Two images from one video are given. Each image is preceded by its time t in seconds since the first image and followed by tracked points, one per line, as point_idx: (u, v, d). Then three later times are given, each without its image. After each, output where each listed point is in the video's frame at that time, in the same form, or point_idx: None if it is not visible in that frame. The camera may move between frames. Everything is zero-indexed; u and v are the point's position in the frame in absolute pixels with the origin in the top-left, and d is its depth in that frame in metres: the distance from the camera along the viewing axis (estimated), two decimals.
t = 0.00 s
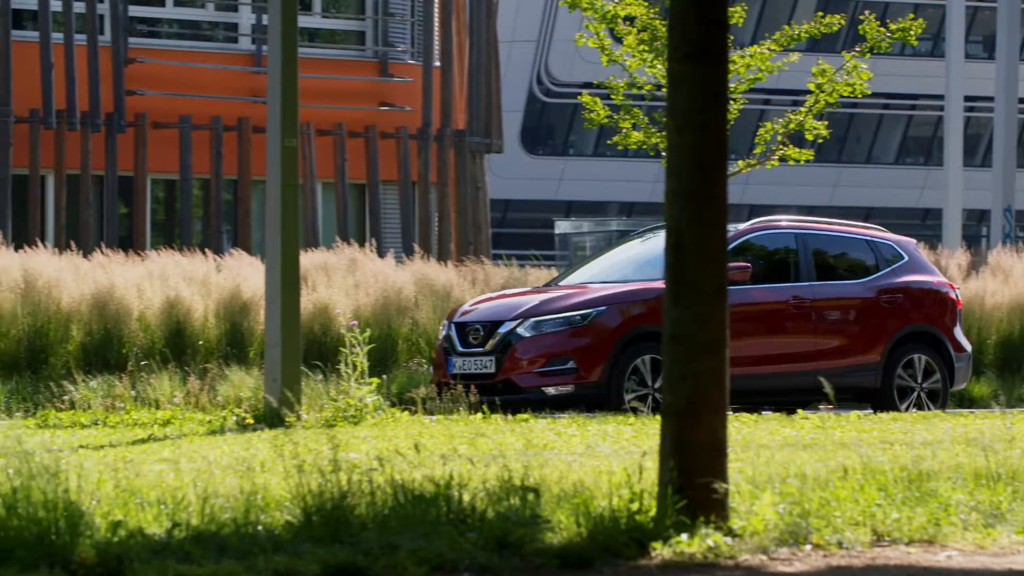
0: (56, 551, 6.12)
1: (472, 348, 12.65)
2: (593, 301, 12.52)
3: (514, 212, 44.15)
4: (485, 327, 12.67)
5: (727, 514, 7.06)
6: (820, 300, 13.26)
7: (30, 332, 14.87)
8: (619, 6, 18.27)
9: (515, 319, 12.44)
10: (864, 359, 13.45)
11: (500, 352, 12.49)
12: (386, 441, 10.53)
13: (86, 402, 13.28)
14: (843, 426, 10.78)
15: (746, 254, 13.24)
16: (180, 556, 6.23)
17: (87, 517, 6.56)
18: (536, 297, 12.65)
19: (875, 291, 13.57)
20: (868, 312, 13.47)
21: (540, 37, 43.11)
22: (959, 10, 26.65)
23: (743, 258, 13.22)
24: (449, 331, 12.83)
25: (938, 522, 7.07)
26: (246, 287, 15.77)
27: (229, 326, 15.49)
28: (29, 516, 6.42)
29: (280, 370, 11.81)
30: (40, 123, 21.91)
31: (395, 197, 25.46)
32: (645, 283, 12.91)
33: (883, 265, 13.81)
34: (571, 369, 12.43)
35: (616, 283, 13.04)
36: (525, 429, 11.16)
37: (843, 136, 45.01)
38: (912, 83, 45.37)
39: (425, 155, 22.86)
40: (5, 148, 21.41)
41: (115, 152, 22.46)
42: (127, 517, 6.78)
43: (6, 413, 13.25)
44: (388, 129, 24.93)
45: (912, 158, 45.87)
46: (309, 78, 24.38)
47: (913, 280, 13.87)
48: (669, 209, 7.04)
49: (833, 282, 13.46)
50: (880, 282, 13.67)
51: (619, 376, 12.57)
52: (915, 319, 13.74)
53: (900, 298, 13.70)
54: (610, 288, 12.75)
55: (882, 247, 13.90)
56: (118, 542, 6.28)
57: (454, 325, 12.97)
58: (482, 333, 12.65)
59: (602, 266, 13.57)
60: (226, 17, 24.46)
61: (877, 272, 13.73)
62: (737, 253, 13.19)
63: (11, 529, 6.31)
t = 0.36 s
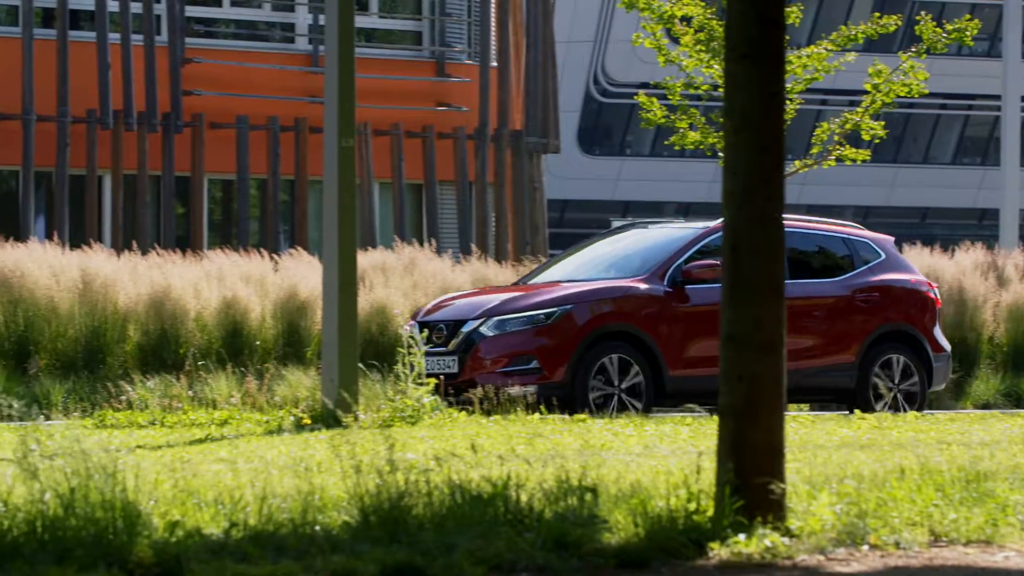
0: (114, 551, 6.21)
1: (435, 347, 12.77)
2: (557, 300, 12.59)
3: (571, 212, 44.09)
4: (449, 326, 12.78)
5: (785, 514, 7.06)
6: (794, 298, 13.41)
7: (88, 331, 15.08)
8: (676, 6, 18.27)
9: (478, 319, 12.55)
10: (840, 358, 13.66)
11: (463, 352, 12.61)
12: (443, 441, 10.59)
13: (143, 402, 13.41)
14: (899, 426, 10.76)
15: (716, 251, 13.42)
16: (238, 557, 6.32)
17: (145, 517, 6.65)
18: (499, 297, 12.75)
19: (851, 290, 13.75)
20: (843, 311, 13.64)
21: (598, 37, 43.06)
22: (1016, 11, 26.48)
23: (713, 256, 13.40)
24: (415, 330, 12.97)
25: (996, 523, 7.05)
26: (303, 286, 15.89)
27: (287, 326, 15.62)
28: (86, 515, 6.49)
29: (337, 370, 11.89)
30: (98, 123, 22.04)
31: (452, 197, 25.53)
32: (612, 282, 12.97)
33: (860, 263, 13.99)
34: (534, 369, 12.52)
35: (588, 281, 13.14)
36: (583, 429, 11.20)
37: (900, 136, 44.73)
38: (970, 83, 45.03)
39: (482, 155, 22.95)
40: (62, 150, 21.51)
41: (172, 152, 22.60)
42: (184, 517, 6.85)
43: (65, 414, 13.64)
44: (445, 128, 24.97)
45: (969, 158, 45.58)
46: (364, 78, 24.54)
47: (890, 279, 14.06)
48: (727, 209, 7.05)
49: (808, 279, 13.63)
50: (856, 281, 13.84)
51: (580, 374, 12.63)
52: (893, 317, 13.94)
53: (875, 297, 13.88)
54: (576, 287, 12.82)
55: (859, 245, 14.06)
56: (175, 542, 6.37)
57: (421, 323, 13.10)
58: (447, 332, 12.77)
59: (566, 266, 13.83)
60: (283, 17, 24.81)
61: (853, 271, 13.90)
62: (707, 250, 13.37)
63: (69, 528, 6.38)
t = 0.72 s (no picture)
0: (177, 551, 6.30)
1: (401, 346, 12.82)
2: (524, 298, 12.64)
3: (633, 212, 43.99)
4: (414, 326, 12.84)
5: (848, 514, 7.09)
6: (767, 297, 13.54)
7: (150, 331, 15.22)
8: (738, 6, 18.25)
9: (444, 317, 12.61)
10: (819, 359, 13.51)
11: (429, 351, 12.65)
12: (507, 441, 10.67)
13: (206, 402, 13.48)
14: (962, 426, 10.71)
15: (687, 250, 13.52)
16: (302, 556, 6.41)
17: (209, 516, 6.75)
18: (464, 296, 12.82)
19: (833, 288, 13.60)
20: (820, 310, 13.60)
21: (660, 37, 42.91)
22: None
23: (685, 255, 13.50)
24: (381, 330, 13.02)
25: None
26: (367, 286, 16.13)
27: (350, 325, 15.80)
28: (150, 515, 6.60)
29: (400, 369, 11.89)
30: (161, 123, 22.25)
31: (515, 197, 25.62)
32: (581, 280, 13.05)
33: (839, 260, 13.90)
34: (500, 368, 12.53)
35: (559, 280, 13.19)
36: (645, 429, 11.25)
37: (963, 136, 44.37)
38: None
39: (544, 156, 23.01)
40: (125, 150, 21.71)
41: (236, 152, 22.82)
42: (248, 517, 6.95)
43: (128, 413, 13.78)
44: (507, 128, 25.09)
45: None
46: (427, 78, 24.65)
47: (872, 277, 13.94)
48: (790, 208, 7.08)
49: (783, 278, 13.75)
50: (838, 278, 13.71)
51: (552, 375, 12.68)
52: (876, 317, 13.84)
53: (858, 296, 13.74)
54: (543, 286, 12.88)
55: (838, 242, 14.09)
56: (238, 542, 6.46)
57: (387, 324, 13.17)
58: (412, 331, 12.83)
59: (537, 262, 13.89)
60: (345, 17, 25.06)
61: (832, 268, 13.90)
62: (679, 247, 13.47)
63: (132, 528, 6.48)
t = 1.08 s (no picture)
0: (245, 551, 6.43)
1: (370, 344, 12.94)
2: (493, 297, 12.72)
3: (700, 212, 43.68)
4: (382, 325, 12.95)
5: (917, 513, 7.10)
6: (746, 296, 13.48)
7: (218, 331, 15.46)
8: (806, 6, 18.19)
9: (412, 316, 12.71)
10: (798, 358, 13.66)
11: (397, 349, 12.77)
12: (574, 441, 10.75)
13: (274, 402, 13.70)
14: None
15: (662, 249, 13.48)
16: (369, 557, 6.51)
17: (277, 516, 6.86)
18: (431, 296, 12.92)
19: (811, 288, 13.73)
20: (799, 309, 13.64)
21: (728, 37, 42.59)
22: None
23: (660, 254, 13.45)
24: (348, 329, 13.14)
25: None
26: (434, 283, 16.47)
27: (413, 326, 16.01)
28: (219, 515, 6.71)
29: (468, 368, 11.91)
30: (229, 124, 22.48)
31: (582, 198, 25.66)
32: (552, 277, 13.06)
33: (818, 261, 13.96)
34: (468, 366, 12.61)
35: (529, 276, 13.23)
36: (713, 430, 11.29)
37: None
38: None
39: (612, 156, 23.05)
40: (192, 150, 21.97)
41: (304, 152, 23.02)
42: (316, 517, 7.06)
43: (196, 413, 13.92)
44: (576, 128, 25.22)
45: None
46: (496, 78, 24.76)
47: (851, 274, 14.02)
48: (858, 210, 7.08)
49: (763, 277, 13.69)
50: (816, 278, 13.83)
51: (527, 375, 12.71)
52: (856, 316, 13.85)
53: (833, 295, 13.82)
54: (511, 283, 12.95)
55: (819, 241, 14.08)
56: (306, 542, 6.58)
57: (354, 323, 13.29)
58: (379, 331, 12.95)
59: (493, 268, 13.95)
60: (413, 17, 25.20)
61: (811, 267, 13.90)
62: (654, 247, 13.43)
63: (201, 528, 6.60)
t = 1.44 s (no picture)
0: (315, 551, 6.56)
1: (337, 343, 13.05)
2: (458, 296, 12.77)
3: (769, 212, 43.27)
4: (348, 324, 13.04)
5: (987, 514, 7.12)
6: (721, 294, 13.40)
7: (287, 332, 15.65)
8: (875, 6, 18.10)
9: (377, 315, 12.77)
10: (775, 358, 13.59)
11: (362, 348, 12.83)
12: (644, 441, 10.81)
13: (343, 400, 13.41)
14: None
15: (636, 246, 13.37)
16: (439, 557, 6.61)
17: (345, 516, 6.99)
18: (396, 295, 12.97)
19: (789, 286, 13.68)
20: (776, 308, 13.58)
21: (796, 38, 42.26)
22: None
23: (634, 251, 13.34)
24: (317, 328, 13.25)
25: None
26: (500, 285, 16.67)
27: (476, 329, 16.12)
28: (288, 515, 6.84)
29: (538, 370, 11.99)
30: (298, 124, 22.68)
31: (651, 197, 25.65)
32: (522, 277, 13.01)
33: (798, 260, 13.93)
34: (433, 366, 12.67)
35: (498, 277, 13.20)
36: (782, 430, 11.31)
37: None
38: None
39: (681, 156, 23.06)
40: (261, 150, 22.21)
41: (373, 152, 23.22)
42: (386, 517, 7.18)
43: (265, 413, 13.87)
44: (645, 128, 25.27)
45: None
46: (565, 78, 24.82)
47: (831, 273, 13.99)
48: (926, 210, 7.10)
49: (740, 276, 13.60)
50: (794, 277, 13.77)
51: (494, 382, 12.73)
52: (840, 317, 13.85)
53: (814, 294, 13.78)
54: (476, 283, 13.00)
55: (798, 239, 14.04)
56: (375, 542, 6.70)
57: (323, 321, 13.41)
58: (346, 330, 13.04)
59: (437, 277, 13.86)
60: (482, 17, 25.39)
61: (790, 266, 13.85)
62: (628, 245, 13.34)
63: (270, 528, 6.73)
